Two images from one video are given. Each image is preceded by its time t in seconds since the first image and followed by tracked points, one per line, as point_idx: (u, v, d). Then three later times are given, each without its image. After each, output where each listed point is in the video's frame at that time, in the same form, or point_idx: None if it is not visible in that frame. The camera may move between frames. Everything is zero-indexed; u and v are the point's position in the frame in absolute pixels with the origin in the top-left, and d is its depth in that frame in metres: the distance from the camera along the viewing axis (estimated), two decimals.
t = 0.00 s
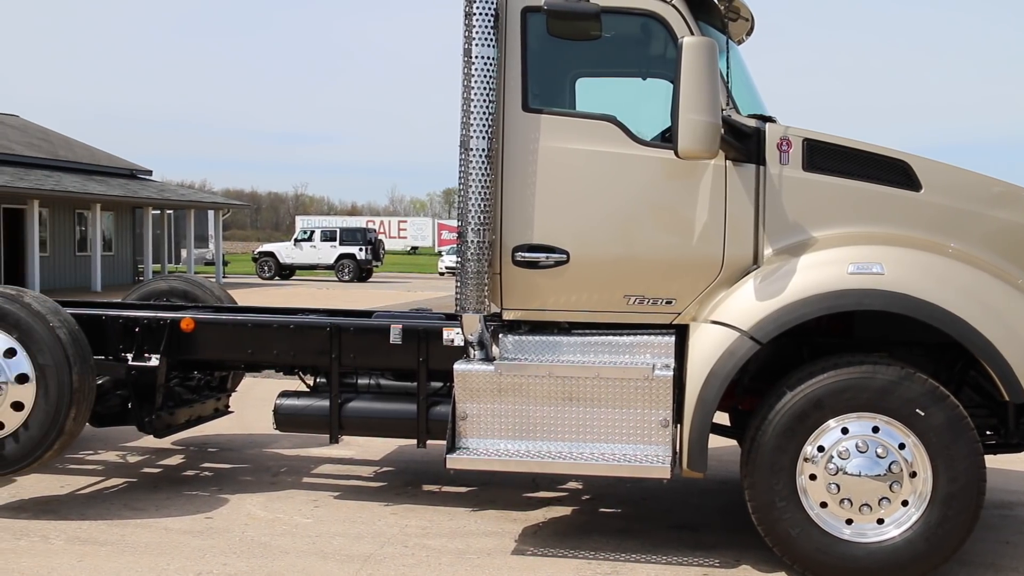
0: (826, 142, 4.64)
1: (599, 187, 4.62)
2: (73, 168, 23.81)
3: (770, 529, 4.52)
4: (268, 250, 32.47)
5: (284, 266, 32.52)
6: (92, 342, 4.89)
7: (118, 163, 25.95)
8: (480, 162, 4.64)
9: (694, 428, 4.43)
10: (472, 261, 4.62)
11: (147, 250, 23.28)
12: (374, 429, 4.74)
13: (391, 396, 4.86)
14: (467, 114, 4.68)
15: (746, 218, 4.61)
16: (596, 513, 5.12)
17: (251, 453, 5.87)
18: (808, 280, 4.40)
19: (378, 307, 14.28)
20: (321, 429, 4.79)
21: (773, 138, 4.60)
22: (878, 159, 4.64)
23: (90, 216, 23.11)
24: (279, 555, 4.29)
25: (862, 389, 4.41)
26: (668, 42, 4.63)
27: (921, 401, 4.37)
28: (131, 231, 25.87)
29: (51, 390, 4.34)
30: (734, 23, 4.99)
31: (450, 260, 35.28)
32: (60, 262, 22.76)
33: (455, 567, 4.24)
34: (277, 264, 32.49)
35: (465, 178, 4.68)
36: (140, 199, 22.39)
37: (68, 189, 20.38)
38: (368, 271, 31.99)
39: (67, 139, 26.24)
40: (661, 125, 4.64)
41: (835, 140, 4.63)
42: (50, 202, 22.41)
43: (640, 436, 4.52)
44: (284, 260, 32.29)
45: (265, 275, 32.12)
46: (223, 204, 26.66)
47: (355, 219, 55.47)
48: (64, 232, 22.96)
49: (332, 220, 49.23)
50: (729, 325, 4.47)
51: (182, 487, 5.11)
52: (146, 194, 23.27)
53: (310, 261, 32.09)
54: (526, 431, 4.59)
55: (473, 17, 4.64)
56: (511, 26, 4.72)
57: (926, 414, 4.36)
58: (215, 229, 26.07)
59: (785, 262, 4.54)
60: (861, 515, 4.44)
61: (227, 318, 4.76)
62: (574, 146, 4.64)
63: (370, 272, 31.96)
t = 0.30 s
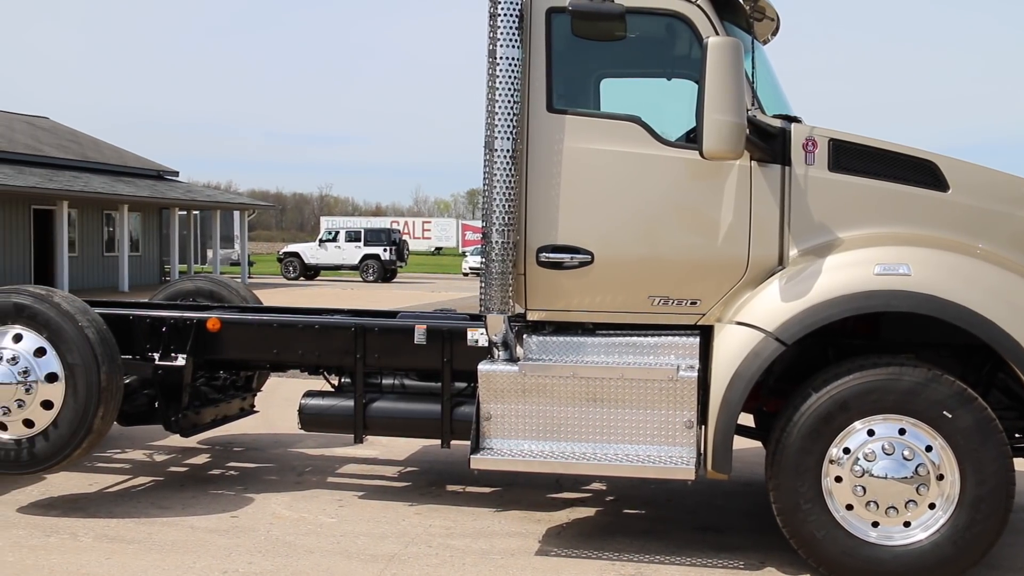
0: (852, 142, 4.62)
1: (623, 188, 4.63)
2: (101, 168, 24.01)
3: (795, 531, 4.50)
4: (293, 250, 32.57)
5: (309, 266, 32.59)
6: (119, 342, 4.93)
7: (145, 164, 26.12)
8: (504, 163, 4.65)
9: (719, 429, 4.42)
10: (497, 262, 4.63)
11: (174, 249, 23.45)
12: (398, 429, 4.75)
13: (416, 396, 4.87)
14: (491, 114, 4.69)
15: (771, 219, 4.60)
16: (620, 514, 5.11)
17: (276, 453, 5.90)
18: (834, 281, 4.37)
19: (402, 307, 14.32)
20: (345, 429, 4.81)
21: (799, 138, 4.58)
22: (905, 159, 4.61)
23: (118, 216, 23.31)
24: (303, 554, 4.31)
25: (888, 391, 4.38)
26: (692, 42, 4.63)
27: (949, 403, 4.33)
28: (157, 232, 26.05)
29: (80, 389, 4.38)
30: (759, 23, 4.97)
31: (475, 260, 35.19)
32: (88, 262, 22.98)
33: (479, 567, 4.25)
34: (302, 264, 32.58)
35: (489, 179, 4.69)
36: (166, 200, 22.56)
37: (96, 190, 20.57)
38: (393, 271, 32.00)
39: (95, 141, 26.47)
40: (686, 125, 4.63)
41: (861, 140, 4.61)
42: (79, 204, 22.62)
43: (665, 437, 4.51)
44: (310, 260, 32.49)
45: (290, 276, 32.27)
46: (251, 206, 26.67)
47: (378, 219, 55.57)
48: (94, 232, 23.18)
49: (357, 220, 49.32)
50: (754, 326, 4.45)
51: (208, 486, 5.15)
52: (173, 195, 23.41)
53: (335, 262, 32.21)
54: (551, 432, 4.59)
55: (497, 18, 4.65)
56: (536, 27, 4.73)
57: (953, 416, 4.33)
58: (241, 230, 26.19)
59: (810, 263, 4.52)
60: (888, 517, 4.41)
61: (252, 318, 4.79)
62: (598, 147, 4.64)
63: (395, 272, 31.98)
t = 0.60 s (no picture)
0: (879, 142, 4.59)
1: (647, 189, 4.62)
2: (127, 170, 24.21)
3: (820, 533, 4.48)
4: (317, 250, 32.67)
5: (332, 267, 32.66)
6: (145, 342, 4.96)
7: (171, 165, 26.27)
8: (528, 164, 4.65)
9: (743, 430, 4.40)
10: (520, 262, 4.62)
11: (201, 250, 23.58)
12: (422, 429, 4.76)
13: (439, 396, 4.88)
14: (515, 115, 4.68)
15: (796, 219, 4.58)
16: (644, 516, 5.10)
17: (300, 453, 5.92)
18: (859, 282, 4.35)
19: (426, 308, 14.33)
20: (369, 429, 4.82)
21: (824, 138, 4.56)
22: (932, 159, 4.58)
23: (143, 217, 23.51)
24: (328, 554, 4.32)
25: (914, 392, 4.35)
26: (716, 42, 4.61)
27: (976, 405, 4.30)
28: (184, 232, 26.22)
29: (107, 389, 4.42)
30: (784, 23, 4.95)
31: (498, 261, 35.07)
32: (115, 262, 23.18)
33: (503, 568, 4.25)
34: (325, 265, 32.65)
35: (512, 179, 4.68)
36: (191, 202, 22.68)
37: (123, 191, 20.76)
38: (416, 272, 31.98)
39: (123, 142, 26.69)
40: (710, 126, 4.62)
41: (887, 140, 4.58)
42: (106, 205, 22.82)
43: (689, 438, 4.50)
44: (333, 262, 32.56)
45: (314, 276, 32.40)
46: (274, 206, 26.65)
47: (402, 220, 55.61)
48: (119, 232, 23.36)
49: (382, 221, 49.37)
50: (779, 327, 4.43)
51: (233, 486, 5.18)
52: (200, 197, 23.52)
53: (359, 262, 32.28)
54: (574, 433, 4.59)
55: (520, 19, 4.65)
56: (559, 28, 4.73)
57: (981, 418, 4.29)
58: (266, 230, 26.27)
59: (836, 264, 4.49)
60: (914, 520, 4.37)
61: (277, 318, 4.82)
62: (622, 147, 4.64)
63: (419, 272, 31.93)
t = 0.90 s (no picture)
0: (906, 142, 4.55)
1: (672, 189, 4.62)
2: (155, 171, 24.41)
3: (847, 536, 4.44)
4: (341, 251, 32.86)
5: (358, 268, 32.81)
6: (172, 342, 5.00)
7: (200, 167, 26.46)
8: (552, 166, 4.65)
9: (769, 431, 4.38)
10: (545, 263, 4.63)
11: (227, 250, 23.74)
12: (447, 429, 4.78)
13: (464, 397, 4.89)
14: (539, 116, 4.69)
15: (822, 220, 4.55)
16: (669, 517, 5.09)
17: (326, 453, 5.95)
18: (886, 283, 4.31)
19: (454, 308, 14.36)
20: (394, 430, 4.84)
21: (851, 138, 4.53)
22: (961, 159, 4.53)
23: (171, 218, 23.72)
24: (353, 553, 4.34)
25: (943, 394, 4.31)
26: (742, 41, 4.60)
27: (1006, 407, 4.25)
28: (210, 233, 26.41)
29: (135, 388, 4.47)
30: (811, 22, 4.92)
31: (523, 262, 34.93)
32: (143, 263, 23.42)
33: (527, 568, 4.25)
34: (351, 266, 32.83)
35: (537, 180, 4.69)
36: (219, 203, 22.83)
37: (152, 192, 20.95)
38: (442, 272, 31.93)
39: (151, 144, 26.93)
40: (736, 126, 4.61)
41: (915, 139, 4.54)
42: (134, 206, 23.03)
43: (714, 440, 4.49)
44: (358, 263, 32.71)
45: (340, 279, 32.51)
46: (301, 207, 26.69)
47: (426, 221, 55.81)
48: (147, 233, 23.56)
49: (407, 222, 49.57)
50: (805, 328, 4.41)
51: (259, 485, 5.21)
52: (228, 198, 23.68)
53: (384, 262, 32.42)
54: (599, 434, 4.59)
55: (546, 20, 4.66)
56: (584, 29, 4.72)
57: (1011, 420, 4.25)
58: (291, 230, 26.34)
59: (863, 265, 4.46)
60: (942, 523, 4.33)
61: (303, 318, 4.84)
62: (648, 148, 4.64)
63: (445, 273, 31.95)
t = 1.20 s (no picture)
0: (937, 142, 4.51)
1: (699, 190, 4.61)
2: (187, 173, 24.55)
3: (876, 539, 4.40)
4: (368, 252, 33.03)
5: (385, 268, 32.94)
6: (202, 342, 5.04)
7: (229, 169, 26.65)
8: (580, 165, 4.67)
9: (798, 433, 4.35)
10: (573, 264, 4.63)
11: (254, 252, 23.88)
12: (475, 429, 4.79)
13: (491, 397, 4.90)
14: (567, 116, 4.71)
15: (851, 220, 4.53)
16: (697, 518, 5.07)
17: (354, 453, 5.97)
18: (917, 284, 4.27)
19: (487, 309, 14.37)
20: (422, 430, 4.85)
21: (880, 138, 4.50)
22: (993, 158, 4.49)
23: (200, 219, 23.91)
24: (381, 553, 4.35)
25: (974, 397, 4.27)
26: (770, 41, 4.58)
27: None
28: (239, 233, 26.57)
29: (166, 388, 4.50)
30: (840, 21, 4.89)
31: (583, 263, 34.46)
32: (173, 263, 23.59)
33: (554, 569, 4.25)
34: (378, 267, 32.97)
35: (565, 180, 4.70)
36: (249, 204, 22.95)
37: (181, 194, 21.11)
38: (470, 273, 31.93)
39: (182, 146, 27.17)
40: (764, 126, 4.59)
41: (946, 139, 4.50)
42: (165, 207, 23.21)
43: (742, 441, 4.47)
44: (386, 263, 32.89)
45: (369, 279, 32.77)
46: (329, 208, 26.80)
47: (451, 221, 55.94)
48: (178, 233, 23.74)
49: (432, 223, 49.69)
50: (835, 329, 4.38)
51: (288, 484, 5.23)
52: (257, 200, 23.82)
53: (411, 263, 32.52)
54: (627, 434, 4.58)
55: (574, 20, 4.67)
56: (612, 29, 4.72)
57: None
58: (319, 231, 26.36)
59: (893, 265, 4.43)
60: (974, 526, 4.28)
61: (331, 318, 4.87)
62: (675, 148, 4.63)
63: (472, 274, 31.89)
